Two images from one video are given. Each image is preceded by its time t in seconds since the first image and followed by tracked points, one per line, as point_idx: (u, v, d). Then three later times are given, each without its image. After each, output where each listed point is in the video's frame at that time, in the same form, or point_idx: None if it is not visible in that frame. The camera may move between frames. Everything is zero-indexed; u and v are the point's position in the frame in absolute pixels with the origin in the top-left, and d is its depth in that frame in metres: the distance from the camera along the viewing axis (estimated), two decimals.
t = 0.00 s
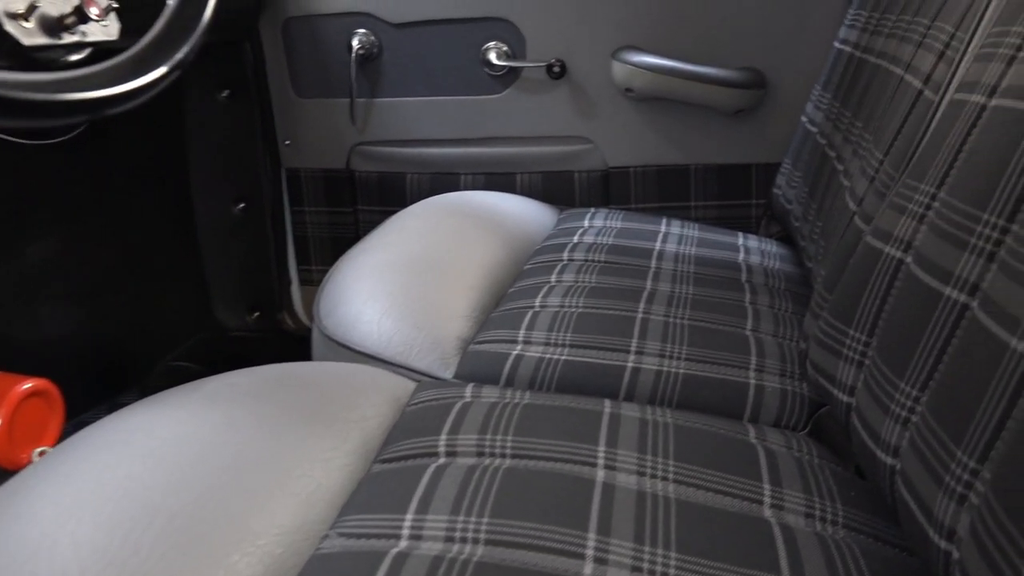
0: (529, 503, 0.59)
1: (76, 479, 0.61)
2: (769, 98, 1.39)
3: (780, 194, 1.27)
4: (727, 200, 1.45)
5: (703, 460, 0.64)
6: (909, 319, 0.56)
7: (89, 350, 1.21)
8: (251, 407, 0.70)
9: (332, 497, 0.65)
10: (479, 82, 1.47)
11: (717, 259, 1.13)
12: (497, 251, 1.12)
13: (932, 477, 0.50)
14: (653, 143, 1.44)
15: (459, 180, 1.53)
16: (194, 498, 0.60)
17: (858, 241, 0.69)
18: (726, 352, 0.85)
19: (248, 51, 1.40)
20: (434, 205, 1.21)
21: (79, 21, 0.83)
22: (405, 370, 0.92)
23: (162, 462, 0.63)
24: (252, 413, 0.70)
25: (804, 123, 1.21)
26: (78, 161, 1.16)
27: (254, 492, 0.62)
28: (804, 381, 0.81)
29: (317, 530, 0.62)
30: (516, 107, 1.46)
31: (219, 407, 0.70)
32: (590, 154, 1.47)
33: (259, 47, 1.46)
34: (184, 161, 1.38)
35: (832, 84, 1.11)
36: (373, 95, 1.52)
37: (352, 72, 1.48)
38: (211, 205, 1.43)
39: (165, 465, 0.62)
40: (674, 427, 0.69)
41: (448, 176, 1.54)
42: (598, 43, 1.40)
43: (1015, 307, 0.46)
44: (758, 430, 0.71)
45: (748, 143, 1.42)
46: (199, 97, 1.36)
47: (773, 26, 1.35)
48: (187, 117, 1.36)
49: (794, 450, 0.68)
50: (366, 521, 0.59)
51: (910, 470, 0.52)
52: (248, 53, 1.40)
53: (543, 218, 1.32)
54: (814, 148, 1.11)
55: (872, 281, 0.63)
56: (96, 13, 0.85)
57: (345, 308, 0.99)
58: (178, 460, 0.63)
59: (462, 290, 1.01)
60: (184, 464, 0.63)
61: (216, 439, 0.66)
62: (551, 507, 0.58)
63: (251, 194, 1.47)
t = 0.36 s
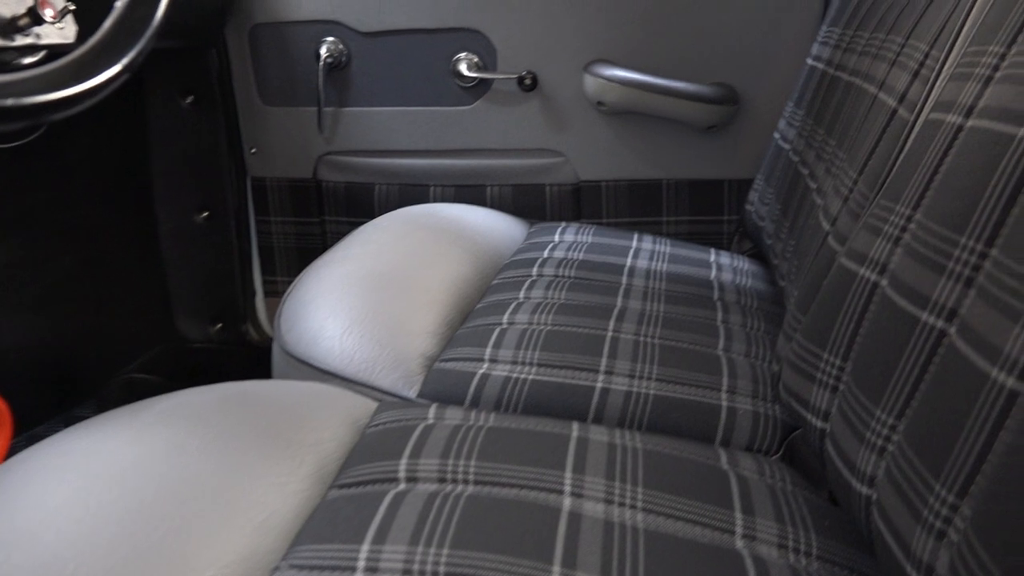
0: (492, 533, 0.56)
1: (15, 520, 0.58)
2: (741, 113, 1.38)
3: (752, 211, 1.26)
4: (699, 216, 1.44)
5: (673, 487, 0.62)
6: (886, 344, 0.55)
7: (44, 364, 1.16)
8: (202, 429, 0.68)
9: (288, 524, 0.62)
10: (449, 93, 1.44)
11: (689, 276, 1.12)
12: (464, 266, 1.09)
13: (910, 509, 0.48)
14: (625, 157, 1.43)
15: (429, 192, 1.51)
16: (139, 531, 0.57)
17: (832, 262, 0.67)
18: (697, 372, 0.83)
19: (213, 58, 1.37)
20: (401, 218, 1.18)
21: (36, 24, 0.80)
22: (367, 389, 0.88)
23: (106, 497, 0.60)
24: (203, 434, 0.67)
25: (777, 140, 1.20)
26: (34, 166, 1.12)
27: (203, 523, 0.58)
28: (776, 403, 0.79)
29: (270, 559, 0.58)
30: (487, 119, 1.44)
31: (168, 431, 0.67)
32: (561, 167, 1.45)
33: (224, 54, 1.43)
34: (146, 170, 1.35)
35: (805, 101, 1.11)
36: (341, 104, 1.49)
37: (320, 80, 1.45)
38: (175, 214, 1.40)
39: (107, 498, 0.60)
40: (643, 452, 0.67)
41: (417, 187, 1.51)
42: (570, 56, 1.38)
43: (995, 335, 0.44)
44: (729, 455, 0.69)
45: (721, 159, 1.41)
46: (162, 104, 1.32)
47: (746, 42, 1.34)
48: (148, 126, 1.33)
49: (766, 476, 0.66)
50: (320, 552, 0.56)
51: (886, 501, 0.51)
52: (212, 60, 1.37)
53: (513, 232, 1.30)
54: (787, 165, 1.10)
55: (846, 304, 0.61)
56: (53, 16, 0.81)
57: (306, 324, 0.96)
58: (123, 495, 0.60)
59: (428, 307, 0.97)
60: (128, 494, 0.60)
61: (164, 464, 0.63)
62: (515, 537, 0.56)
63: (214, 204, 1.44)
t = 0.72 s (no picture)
0: (456, 570, 0.53)
1: None
2: (715, 129, 1.37)
3: (725, 227, 1.24)
4: (672, 231, 1.42)
5: (644, 518, 0.60)
6: (863, 372, 0.53)
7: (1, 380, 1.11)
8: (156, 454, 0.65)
9: (246, 556, 0.58)
10: (420, 106, 1.42)
11: (661, 293, 1.10)
12: (434, 283, 1.06)
13: (888, 546, 0.46)
14: (597, 172, 1.41)
15: (398, 205, 1.48)
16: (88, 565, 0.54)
17: (808, 284, 0.66)
18: (668, 395, 0.81)
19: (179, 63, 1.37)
20: (370, 234, 1.15)
21: None
22: (329, 412, 0.84)
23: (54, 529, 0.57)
24: (157, 459, 0.65)
25: (751, 156, 1.19)
26: None
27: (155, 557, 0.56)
28: (749, 427, 0.78)
29: None
30: (458, 132, 1.42)
31: (124, 458, 0.65)
32: (533, 181, 1.43)
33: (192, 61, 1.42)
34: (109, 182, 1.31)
35: (778, 118, 1.10)
36: (310, 116, 1.46)
37: (289, 91, 1.42)
38: (139, 224, 1.36)
39: (52, 532, 0.57)
40: (614, 481, 0.65)
41: (386, 200, 1.48)
42: (543, 69, 1.37)
43: (977, 368, 0.43)
44: (702, 481, 0.67)
45: (694, 174, 1.40)
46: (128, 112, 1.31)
47: (721, 58, 1.34)
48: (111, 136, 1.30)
49: (739, 504, 0.64)
50: None
51: (863, 535, 0.49)
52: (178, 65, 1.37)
53: (483, 246, 1.28)
54: (761, 182, 1.09)
55: (822, 329, 0.60)
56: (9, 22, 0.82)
57: (268, 343, 0.92)
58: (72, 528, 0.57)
59: (395, 325, 0.94)
60: (78, 526, 0.57)
61: (117, 494, 0.60)
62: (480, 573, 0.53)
63: (178, 214, 1.42)
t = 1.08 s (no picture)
0: None
1: None
2: (691, 146, 1.36)
3: (701, 244, 1.23)
4: (646, 248, 1.41)
5: (614, 549, 0.57)
6: (842, 401, 0.52)
7: None
8: (104, 479, 0.63)
9: None
10: (393, 118, 1.40)
11: (636, 311, 1.08)
12: (403, 300, 1.03)
13: None
14: (572, 187, 1.39)
15: (369, 219, 1.45)
16: None
17: (784, 306, 0.65)
18: (642, 417, 0.79)
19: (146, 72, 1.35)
20: (339, 248, 1.12)
21: None
22: (291, 435, 0.81)
23: None
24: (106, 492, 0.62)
25: (726, 173, 1.18)
26: None
27: None
28: (724, 450, 0.76)
29: None
30: (431, 145, 1.40)
31: (70, 489, 0.62)
32: (507, 196, 1.41)
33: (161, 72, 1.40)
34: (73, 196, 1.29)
35: (754, 135, 1.09)
36: (280, 127, 1.43)
37: (259, 102, 1.39)
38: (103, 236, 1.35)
39: None
40: (585, 509, 0.62)
41: (357, 214, 1.46)
42: (518, 83, 1.35)
43: (959, 399, 0.41)
44: (675, 509, 0.65)
45: (669, 190, 1.38)
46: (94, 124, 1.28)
47: (698, 74, 1.33)
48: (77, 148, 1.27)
49: (714, 533, 0.62)
50: None
51: (841, 570, 0.47)
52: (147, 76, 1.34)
53: (455, 261, 1.26)
54: (736, 200, 1.08)
55: (799, 354, 0.58)
56: None
57: (229, 363, 0.89)
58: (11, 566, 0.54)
59: (363, 344, 0.91)
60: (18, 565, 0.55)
61: (61, 530, 0.58)
62: None
63: (144, 227, 1.40)
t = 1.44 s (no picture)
0: None
1: None
2: (668, 161, 1.35)
3: (677, 261, 1.22)
4: (623, 264, 1.39)
5: None
6: (823, 426, 0.50)
7: None
8: (65, 498, 0.61)
9: None
10: (367, 130, 1.38)
11: (612, 328, 1.07)
12: (375, 316, 1.00)
13: None
14: (549, 202, 1.38)
15: (343, 232, 1.43)
16: None
17: (763, 326, 0.64)
18: (617, 438, 0.77)
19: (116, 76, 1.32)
20: (309, 262, 1.09)
21: None
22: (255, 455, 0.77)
23: None
24: (56, 518, 0.59)
25: (703, 190, 1.18)
26: None
27: None
28: (700, 474, 0.74)
29: None
30: (406, 158, 1.38)
31: (18, 515, 0.59)
32: (483, 210, 1.39)
33: (131, 78, 1.38)
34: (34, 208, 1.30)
35: (732, 151, 1.09)
36: (252, 137, 1.40)
37: (231, 111, 1.36)
38: (69, 245, 1.34)
39: None
40: (557, 536, 0.60)
41: (330, 226, 1.43)
42: (496, 96, 1.34)
43: (944, 427, 0.40)
44: (650, 535, 0.63)
45: (646, 206, 1.37)
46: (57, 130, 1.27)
47: (676, 90, 1.32)
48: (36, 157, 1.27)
49: (689, 561, 0.60)
50: None
51: None
52: (115, 80, 1.32)
53: (429, 275, 1.24)
54: (714, 217, 1.07)
55: (779, 377, 0.57)
56: None
57: (192, 378, 0.85)
58: None
59: (332, 362, 0.88)
60: None
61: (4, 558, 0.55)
62: None
63: (112, 237, 1.38)
